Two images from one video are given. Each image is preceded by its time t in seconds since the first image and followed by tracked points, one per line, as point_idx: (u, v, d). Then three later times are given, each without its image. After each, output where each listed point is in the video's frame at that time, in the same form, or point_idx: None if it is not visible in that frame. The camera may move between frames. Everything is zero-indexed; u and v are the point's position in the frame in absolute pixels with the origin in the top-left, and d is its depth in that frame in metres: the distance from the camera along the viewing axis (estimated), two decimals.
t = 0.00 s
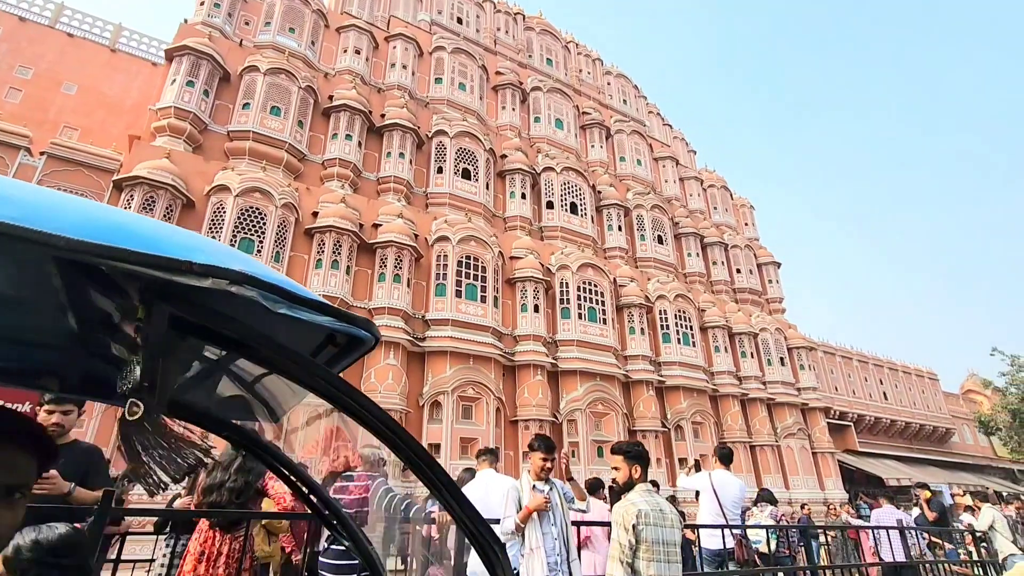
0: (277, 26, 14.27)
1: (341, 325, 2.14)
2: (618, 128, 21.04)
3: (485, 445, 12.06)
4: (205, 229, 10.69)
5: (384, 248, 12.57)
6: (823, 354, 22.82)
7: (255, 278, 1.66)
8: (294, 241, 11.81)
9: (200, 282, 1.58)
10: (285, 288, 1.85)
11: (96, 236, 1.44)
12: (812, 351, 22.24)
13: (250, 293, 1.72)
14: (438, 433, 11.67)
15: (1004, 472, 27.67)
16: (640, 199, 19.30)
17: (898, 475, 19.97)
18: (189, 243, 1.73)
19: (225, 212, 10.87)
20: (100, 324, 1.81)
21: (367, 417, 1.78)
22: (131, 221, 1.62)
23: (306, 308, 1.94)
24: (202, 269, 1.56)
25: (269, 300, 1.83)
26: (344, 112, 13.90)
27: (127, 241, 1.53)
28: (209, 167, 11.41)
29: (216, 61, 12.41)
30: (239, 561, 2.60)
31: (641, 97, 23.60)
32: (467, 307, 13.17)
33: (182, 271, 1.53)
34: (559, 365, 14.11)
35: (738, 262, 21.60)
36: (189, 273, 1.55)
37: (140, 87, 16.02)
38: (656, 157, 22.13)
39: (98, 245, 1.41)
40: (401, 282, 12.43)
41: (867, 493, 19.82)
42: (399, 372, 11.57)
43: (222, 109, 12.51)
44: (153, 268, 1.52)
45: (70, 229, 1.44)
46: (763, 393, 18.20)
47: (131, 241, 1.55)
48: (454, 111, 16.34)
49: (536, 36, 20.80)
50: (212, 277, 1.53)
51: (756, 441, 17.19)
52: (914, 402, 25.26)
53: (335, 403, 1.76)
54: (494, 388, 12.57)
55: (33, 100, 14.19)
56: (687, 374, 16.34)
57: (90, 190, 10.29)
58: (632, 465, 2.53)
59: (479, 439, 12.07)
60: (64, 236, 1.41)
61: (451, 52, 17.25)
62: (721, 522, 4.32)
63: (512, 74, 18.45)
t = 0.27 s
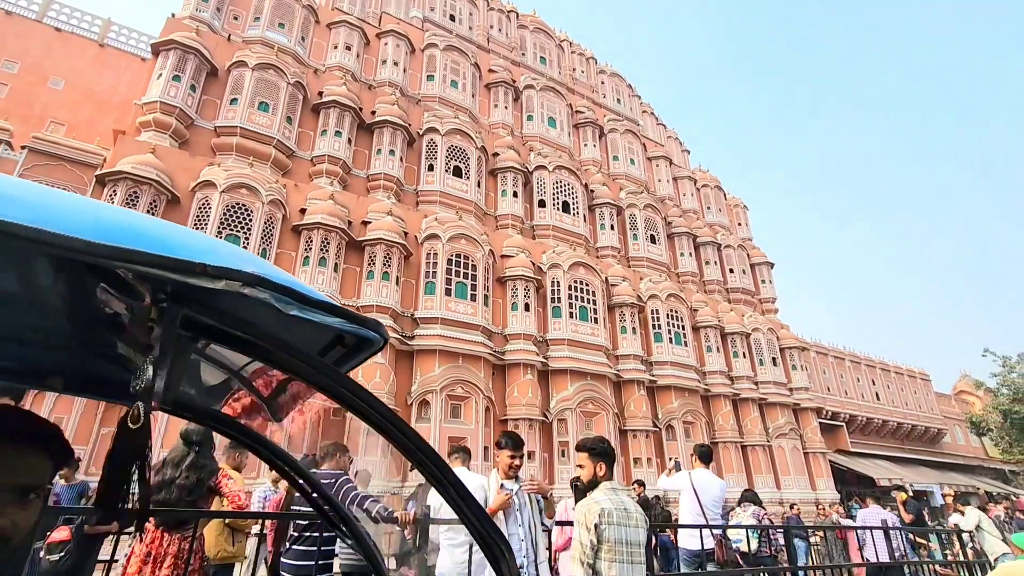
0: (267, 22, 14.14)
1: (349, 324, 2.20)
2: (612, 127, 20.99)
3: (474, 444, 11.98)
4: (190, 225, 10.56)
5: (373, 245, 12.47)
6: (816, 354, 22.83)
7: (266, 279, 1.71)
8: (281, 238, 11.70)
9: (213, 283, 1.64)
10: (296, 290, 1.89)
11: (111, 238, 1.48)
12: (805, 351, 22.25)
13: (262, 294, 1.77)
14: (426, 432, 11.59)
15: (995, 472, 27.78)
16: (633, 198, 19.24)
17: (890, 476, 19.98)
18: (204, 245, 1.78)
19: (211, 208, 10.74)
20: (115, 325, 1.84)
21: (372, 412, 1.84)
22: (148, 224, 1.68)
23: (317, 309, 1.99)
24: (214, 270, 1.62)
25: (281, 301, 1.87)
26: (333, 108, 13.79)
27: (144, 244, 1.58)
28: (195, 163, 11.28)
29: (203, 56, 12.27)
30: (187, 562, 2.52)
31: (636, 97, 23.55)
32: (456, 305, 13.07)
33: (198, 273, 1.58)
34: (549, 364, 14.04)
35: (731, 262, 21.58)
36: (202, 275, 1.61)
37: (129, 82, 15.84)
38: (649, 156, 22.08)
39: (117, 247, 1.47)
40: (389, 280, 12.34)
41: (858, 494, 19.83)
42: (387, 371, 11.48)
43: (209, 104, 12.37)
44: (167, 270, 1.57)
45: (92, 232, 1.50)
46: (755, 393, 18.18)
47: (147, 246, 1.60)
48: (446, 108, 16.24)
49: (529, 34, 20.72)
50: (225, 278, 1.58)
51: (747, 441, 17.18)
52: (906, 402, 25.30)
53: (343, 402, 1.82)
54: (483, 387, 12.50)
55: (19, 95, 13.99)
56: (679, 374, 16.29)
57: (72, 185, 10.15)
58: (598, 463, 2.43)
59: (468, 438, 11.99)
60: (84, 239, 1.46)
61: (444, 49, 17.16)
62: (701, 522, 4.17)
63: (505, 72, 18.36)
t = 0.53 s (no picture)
0: (256, 17, 13.99)
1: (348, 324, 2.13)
2: (605, 125, 20.95)
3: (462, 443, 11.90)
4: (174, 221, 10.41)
5: (362, 242, 12.36)
6: (808, 354, 22.84)
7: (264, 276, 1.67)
8: (268, 235, 11.56)
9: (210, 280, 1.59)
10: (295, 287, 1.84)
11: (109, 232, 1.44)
12: (797, 351, 22.26)
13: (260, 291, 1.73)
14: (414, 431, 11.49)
15: (986, 472, 27.89)
16: (626, 197, 19.19)
17: (881, 476, 19.98)
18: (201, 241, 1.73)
19: (196, 203, 10.60)
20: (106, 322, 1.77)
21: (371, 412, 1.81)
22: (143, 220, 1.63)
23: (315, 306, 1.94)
24: (212, 267, 1.57)
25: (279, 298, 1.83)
26: (323, 104, 13.66)
27: (138, 240, 1.53)
28: (180, 158, 11.11)
29: (190, 50, 12.11)
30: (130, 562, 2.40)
31: (630, 96, 23.52)
32: (446, 304, 12.96)
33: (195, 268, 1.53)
34: (540, 363, 13.95)
35: (724, 262, 21.56)
36: (199, 271, 1.56)
37: (117, 78, 15.62)
38: (643, 155, 22.04)
39: (110, 244, 1.41)
40: (378, 277, 12.22)
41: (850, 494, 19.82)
42: (375, 369, 11.41)
43: (196, 99, 12.21)
44: (164, 266, 1.52)
45: (86, 228, 1.45)
46: (747, 393, 18.14)
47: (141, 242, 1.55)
48: (437, 105, 16.13)
49: (522, 32, 20.64)
50: (222, 275, 1.53)
51: (739, 441, 17.15)
52: (899, 403, 25.33)
53: (342, 402, 1.77)
54: (472, 386, 12.40)
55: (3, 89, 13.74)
56: (671, 373, 16.24)
57: (53, 179, 9.98)
58: (560, 459, 2.35)
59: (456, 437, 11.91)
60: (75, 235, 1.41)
61: (436, 46, 17.05)
62: (682, 522, 4.06)
63: (498, 70, 18.27)
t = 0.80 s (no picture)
0: (244, 12, 13.84)
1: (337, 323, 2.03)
2: (599, 124, 20.91)
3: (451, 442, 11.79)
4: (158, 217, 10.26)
5: (350, 239, 12.25)
6: (801, 354, 22.84)
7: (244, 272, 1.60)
8: (254, 231, 11.42)
9: (190, 277, 1.51)
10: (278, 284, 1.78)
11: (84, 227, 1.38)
12: (790, 351, 22.25)
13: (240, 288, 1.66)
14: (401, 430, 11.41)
15: (978, 473, 27.97)
16: (619, 196, 19.13)
17: (874, 476, 19.99)
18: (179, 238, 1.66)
19: (180, 199, 10.46)
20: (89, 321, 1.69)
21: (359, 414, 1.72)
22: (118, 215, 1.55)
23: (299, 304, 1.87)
24: (191, 264, 1.49)
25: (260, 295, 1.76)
26: (312, 100, 13.53)
27: (114, 235, 1.45)
28: (165, 153, 10.96)
29: (176, 44, 11.95)
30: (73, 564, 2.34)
31: (623, 95, 23.47)
32: (435, 302, 12.85)
33: (173, 264, 1.46)
34: (530, 362, 13.86)
35: (717, 261, 21.52)
36: (179, 269, 1.49)
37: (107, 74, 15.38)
38: (636, 154, 22.00)
39: (83, 237, 1.34)
40: (366, 275, 12.10)
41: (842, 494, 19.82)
42: (362, 368, 11.28)
43: (182, 94, 12.07)
44: (140, 263, 1.44)
45: (55, 222, 1.38)
46: (740, 393, 18.10)
47: (115, 237, 1.48)
48: (428, 102, 16.02)
49: (516, 30, 20.55)
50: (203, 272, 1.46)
51: (731, 440, 17.11)
52: (891, 403, 25.36)
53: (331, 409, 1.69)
54: (461, 385, 12.29)
55: None
56: (662, 373, 16.17)
57: (35, 174, 9.83)
58: (518, 456, 2.26)
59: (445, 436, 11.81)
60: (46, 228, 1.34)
61: (427, 43, 16.94)
62: (659, 522, 3.96)
63: (490, 68, 18.19)
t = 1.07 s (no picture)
0: (233, 6, 13.68)
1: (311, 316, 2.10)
2: (592, 123, 20.86)
3: (439, 441, 11.68)
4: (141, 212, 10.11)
5: (338, 236, 12.12)
6: (794, 353, 22.83)
7: (214, 264, 1.67)
8: (241, 228, 11.28)
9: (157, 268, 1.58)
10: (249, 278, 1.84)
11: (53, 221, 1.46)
12: (783, 351, 22.24)
13: (210, 280, 1.72)
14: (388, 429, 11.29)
15: (970, 473, 28.04)
16: (612, 195, 19.07)
17: (866, 476, 19.98)
18: (152, 233, 1.73)
19: (164, 194, 10.31)
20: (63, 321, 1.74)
21: (334, 406, 1.75)
22: (90, 211, 1.62)
23: (270, 298, 1.94)
24: (157, 255, 1.56)
25: (231, 288, 1.82)
26: (300, 96, 13.40)
27: (83, 228, 1.53)
28: (149, 148, 10.81)
29: (162, 38, 11.80)
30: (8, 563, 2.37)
31: (617, 93, 23.43)
32: (424, 300, 12.74)
33: (140, 254, 1.52)
34: (520, 361, 13.75)
35: (711, 261, 21.47)
36: (145, 259, 1.55)
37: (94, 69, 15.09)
38: (630, 153, 21.96)
39: (51, 231, 1.42)
40: (354, 273, 11.98)
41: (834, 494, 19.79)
42: (349, 366, 11.14)
43: (167, 89, 11.91)
44: (107, 255, 1.51)
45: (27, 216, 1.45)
46: (732, 392, 18.04)
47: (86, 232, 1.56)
48: (420, 99, 15.91)
49: (509, 28, 20.47)
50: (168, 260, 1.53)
51: (723, 440, 17.06)
52: (884, 403, 25.39)
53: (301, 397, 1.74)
54: (450, 384, 12.17)
55: None
56: (654, 372, 16.10)
57: (15, 168, 9.66)
58: (472, 455, 2.45)
59: (433, 435, 11.69)
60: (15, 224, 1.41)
61: (419, 40, 16.84)
62: (636, 522, 3.85)
63: (483, 65, 18.10)
